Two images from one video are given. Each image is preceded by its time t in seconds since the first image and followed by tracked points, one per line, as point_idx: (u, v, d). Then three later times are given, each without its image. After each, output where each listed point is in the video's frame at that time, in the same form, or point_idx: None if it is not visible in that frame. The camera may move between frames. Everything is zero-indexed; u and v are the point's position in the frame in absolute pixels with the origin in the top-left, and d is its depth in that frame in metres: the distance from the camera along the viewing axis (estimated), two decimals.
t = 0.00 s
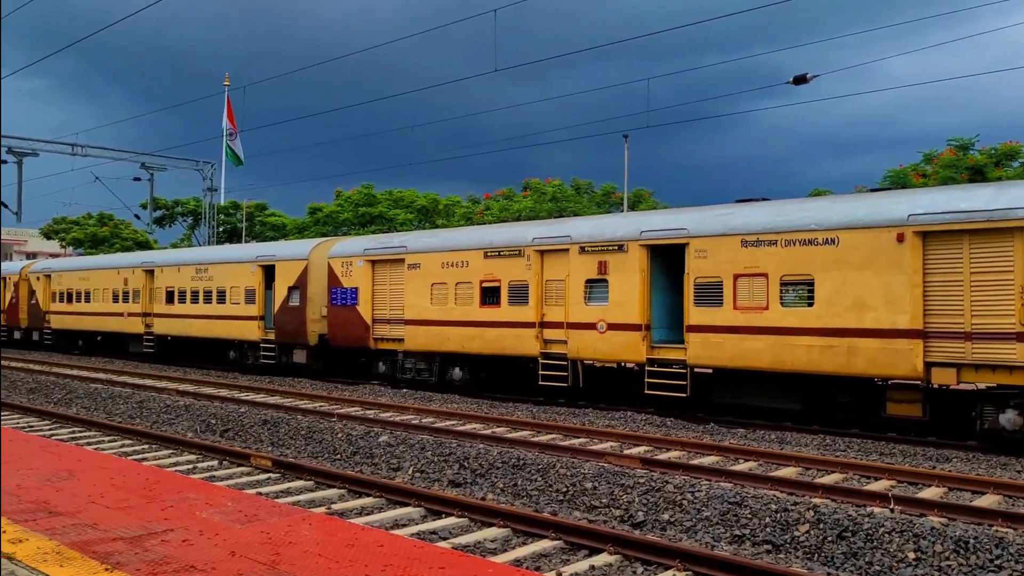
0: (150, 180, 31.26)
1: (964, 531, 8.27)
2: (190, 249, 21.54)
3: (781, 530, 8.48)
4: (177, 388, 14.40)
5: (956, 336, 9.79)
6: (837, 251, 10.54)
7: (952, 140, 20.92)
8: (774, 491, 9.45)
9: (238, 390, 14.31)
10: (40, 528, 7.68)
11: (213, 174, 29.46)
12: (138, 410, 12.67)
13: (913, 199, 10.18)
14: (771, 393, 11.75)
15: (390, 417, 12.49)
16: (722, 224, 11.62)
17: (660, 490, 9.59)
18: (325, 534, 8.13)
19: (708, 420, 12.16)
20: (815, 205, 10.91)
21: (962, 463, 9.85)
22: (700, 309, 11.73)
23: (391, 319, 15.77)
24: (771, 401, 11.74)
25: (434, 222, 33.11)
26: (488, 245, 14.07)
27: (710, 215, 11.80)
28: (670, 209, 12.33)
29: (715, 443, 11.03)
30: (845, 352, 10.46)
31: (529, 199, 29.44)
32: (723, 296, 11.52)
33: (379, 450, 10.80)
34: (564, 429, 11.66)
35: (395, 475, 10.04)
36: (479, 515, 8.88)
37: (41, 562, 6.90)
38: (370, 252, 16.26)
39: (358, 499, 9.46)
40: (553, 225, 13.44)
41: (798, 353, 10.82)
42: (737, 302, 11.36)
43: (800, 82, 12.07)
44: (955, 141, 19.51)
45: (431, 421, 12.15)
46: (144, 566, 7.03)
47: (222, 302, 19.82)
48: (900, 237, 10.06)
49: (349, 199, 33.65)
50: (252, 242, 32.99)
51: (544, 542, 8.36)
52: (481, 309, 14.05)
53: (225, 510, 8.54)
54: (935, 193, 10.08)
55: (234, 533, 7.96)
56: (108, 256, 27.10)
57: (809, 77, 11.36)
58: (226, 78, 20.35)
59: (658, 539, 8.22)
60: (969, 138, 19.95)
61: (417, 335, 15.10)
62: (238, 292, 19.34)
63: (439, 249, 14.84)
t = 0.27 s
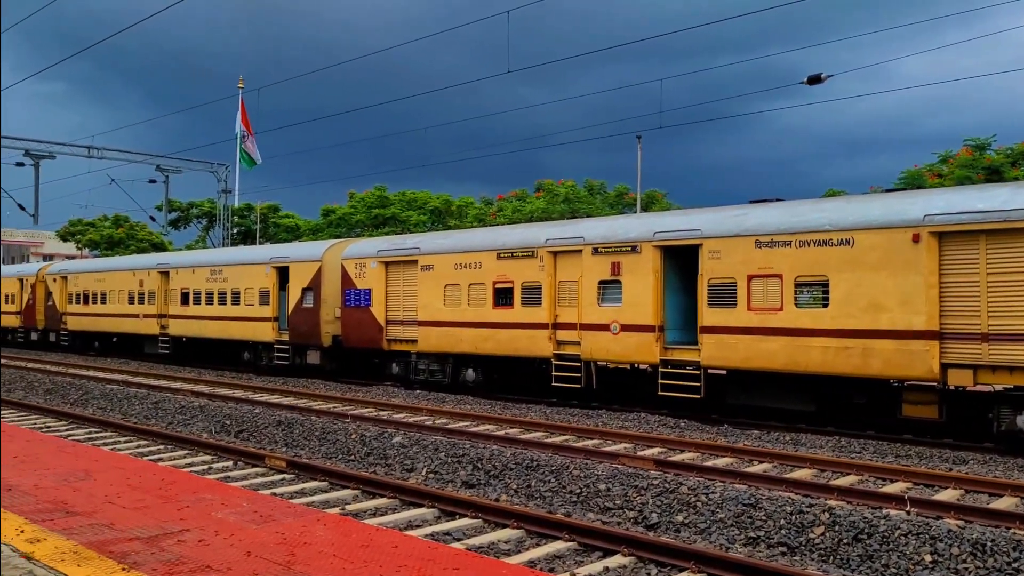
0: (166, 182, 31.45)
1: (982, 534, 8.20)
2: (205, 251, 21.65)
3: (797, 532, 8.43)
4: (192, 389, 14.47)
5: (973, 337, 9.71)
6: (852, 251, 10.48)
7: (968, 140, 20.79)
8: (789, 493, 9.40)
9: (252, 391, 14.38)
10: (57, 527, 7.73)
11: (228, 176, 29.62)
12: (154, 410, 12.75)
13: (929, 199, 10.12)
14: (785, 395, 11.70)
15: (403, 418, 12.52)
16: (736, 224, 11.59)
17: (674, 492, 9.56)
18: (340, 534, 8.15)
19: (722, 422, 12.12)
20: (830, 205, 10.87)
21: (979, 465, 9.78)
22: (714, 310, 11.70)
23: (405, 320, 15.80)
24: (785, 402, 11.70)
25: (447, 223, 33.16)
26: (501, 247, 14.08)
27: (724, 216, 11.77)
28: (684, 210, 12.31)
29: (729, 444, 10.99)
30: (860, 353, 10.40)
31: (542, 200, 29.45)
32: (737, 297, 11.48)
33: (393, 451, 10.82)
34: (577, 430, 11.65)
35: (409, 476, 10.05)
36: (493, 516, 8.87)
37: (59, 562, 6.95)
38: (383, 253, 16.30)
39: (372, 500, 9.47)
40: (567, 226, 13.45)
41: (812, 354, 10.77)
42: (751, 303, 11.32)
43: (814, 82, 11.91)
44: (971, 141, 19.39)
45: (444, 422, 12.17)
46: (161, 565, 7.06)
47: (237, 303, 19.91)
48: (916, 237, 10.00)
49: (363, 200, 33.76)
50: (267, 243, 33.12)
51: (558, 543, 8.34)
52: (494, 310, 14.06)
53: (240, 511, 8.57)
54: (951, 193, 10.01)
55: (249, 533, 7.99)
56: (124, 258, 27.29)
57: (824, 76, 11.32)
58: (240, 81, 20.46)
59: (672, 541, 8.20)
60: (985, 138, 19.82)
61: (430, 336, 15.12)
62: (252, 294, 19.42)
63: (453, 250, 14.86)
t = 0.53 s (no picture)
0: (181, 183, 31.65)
1: (1000, 536, 8.13)
2: (220, 252, 21.76)
3: (812, 534, 8.38)
4: (208, 389, 14.54)
5: (991, 338, 9.61)
6: (867, 252, 10.43)
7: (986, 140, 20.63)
8: (805, 495, 9.35)
9: (267, 391, 14.45)
10: (75, 527, 7.79)
11: (243, 177, 29.78)
12: (170, 411, 12.82)
13: (945, 199, 10.06)
14: (800, 396, 11.66)
15: (417, 418, 12.54)
16: (750, 225, 11.56)
17: (688, 493, 9.53)
18: (355, 535, 8.17)
19: (737, 423, 12.10)
20: (845, 205, 10.82)
21: (996, 467, 9.71)
22: (729, 311, 11.66)
23: (419, 321, 15.83)
24: (801, 403, 11.66)
25: (460, 224, 33.20)
26: (515, 247, 14.09)
27: (738, 217, 11.74)
28: (698, 210, 12.29)
29: (744, 445, 10.96)
30: (876, 354, 10.34)
31: (556, 201, 29.46)
32: (752, 298, 11.45)
33: (407, 451, 10.85)
34: (592, 431, 11.65)
35: (423, 477, 10.07)
36: (507, 517, 8.87)
37: (77, 561, 6.99)
38: (397, 254, 16.34)
39: (387, 501, 9.49)
40: (581, 226, 13.45)
41: (828, 355, 10.72)
42: (766, 304, 11.28)
43: (829, 84, 11.77)
44: (988, 140, 19.26)
45: (458, 423, 12.18)
46: (178, 565, 7.09)
47: (252, 304, 19.99)
48: (932, 238, 9.93)
49: (377, 201, 33.85)
50: (281, 244, 33.26)
51: (572, 544, 8.32)
52: (508, 311, 14.07)
53: (256, 511, 8.61)
54: (968, 193, 9.95)
55: (265, 533, 8.02)
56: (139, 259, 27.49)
57: (840, 76, 11.27)
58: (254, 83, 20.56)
59: (687, 542, 8.17)
60: (1003, 137, 19.67)
61: (444, 337, 15.14)
62: (267, 295, 19.51)
63: (466, 251, 14.88)
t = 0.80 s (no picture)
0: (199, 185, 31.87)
1: (1021, 540, 8.05)
2: (237, 253, 21.89)
3: (831, 536, 8.31)
4: (225, 390, 14.62)
5: (1011, 339, 9.52)
6: (886, 253, 10.37)
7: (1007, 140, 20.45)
8: (823, 497, 9.30)
9: (285, 392, 14.52)
10: (96, 526, 7.85)
11: (260, 179, 29.96)
12: (188, 411, 12.90)
13: (965, 199, 9.97)
14: (818, 398, 11.61)
15: (434, 419, 12.57)
16: (768, 226, 11.51)
17: (705, 495, 9.49)
18: (373, 535, 8.18)
19: (754, 425, 12.06)
20: (863, 206, 10.76)
21: (1017, 470, 9.62)
22: (746, 312, 11.62)
23: (435, 322, 15.86)
24: (819, 405, 11.60)
25: (476, 225, 33.25)
26: (530, 248, 14.09)
27: (756, 218, 11.70)
28: (715, 211, 12.25)
29: (761, 447, 10.92)
30: (895, 356, 10.27)
31: (571, 202, 29.45)
32: (769, 299, 11.40)
33: (424, 452, 10.87)
34: (608, 432, 11.64)
35: (440, 477, 10.09)
36: (524, 518, 8.86)
37: (98, 559, 7.04)
38: (413, 255, 16.38)
39: (403, 501, 9.51)
40: (597, 227, 13.44)
41: (846, 357, 10.66)
42: (783, 306, 11.23)
43: (847, 84, 11.71)
44: (1008, 140, 19.11)
45: (474, 424, 12.20)
46: (197, 565, 7.13)
47: (269, 305, 20.10)
48: (952, 239, 9.85)
49: (393, 203, 33.98)
50: (298, 245, 33.44)
51: (589, 546, 8.30)
52: (524, 312, 14.07)
53: (274, 511, 8.65)
54: (989, 193, 9.86)
55: (284, 533, 8.05)
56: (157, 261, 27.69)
57: (858, 76, 11.25)
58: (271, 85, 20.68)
59: (704, 545, 8.13)
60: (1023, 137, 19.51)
61: (460, 338, 15.17)
62: (284, 296, 19.61)
63: (482, 252, 14.89)
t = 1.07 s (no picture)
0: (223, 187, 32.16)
1: None
2: (261, 254, 22.04)
3: (857, 540, 8.22)
4: (250, 390, 14.73)
5: None
6: (912, 254, 10.26)
7: None
8: (848, 500, 9.21)
9: (308, 392, 14.61)
10: (124, 525, 7.93)
11: (284, 180, 30.18)
12: (213, 411, 13.01)
13: (993, 199, 9.85)
14: (843, 400, 11.52)
15: (456, 420, 12.59)
16: (792, 227, 11.44)
17: (729, 498, 9.43)
18: (397, 535, 8.21)
19: (778, 427, 11.99)
20: (889, 206, 10.66)
21: None
22: (770, 314, 11.56)
23: (457, 323, 15.89)
24: (844, 408, 11.51)
25: (498, 226, 33.30)
26: (553, 250, 14.09)
27: (780, 219, 11.63)
28: (739, 212, 12.20)
29: (786, 449, 10.85)
30: (922, 358, 10.17)
31: (593, 203, 29.42)
32: (793, 301, 11.33)
33: (446, 453, 10.90)
34: (630, 434, 11.62)
35: (462, 478, 10.10)
36: (547, 519, 8.84)
37: (127, 557, 7.11)
38: (435, 256, 16.43)
39: (426, 502, 9.53)
40: (619, 228, 13.42)
41: (872, 359, 10.58)
42: (807, 307, 11.17)
43: (872, 82, 11.53)
44: None
45: (497, 425, 12.21)
46: (223, 563, 7.18)
47: (292, 306, 20.23)
48: (980, 239, 9.73)
49: (414, 204, 34.10)
50: (321, 247, 33.63)
51: (612, 548, 8.26)
52: (546, 313, 14.08)
53: (299, 510, 8.70)
54: (1018, 193, 9.73)
55: (309, 533, 8.10)
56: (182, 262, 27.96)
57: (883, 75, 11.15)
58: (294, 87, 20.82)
59: (728, 547, 8.08)
60: None
61: (482, 339, 15.19)
62: (307, 297, 19.72)
63: (504, 253, 14.91)
